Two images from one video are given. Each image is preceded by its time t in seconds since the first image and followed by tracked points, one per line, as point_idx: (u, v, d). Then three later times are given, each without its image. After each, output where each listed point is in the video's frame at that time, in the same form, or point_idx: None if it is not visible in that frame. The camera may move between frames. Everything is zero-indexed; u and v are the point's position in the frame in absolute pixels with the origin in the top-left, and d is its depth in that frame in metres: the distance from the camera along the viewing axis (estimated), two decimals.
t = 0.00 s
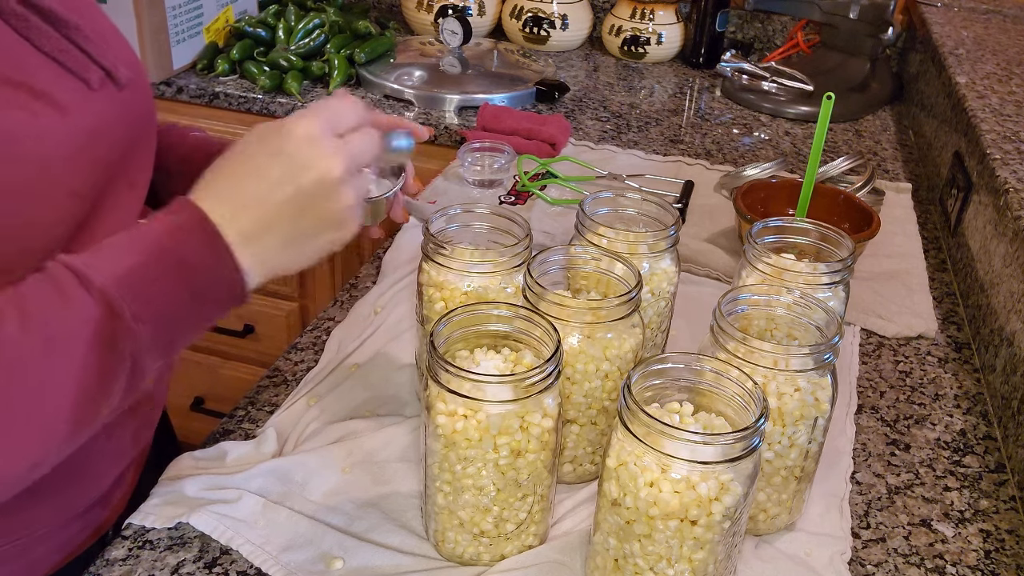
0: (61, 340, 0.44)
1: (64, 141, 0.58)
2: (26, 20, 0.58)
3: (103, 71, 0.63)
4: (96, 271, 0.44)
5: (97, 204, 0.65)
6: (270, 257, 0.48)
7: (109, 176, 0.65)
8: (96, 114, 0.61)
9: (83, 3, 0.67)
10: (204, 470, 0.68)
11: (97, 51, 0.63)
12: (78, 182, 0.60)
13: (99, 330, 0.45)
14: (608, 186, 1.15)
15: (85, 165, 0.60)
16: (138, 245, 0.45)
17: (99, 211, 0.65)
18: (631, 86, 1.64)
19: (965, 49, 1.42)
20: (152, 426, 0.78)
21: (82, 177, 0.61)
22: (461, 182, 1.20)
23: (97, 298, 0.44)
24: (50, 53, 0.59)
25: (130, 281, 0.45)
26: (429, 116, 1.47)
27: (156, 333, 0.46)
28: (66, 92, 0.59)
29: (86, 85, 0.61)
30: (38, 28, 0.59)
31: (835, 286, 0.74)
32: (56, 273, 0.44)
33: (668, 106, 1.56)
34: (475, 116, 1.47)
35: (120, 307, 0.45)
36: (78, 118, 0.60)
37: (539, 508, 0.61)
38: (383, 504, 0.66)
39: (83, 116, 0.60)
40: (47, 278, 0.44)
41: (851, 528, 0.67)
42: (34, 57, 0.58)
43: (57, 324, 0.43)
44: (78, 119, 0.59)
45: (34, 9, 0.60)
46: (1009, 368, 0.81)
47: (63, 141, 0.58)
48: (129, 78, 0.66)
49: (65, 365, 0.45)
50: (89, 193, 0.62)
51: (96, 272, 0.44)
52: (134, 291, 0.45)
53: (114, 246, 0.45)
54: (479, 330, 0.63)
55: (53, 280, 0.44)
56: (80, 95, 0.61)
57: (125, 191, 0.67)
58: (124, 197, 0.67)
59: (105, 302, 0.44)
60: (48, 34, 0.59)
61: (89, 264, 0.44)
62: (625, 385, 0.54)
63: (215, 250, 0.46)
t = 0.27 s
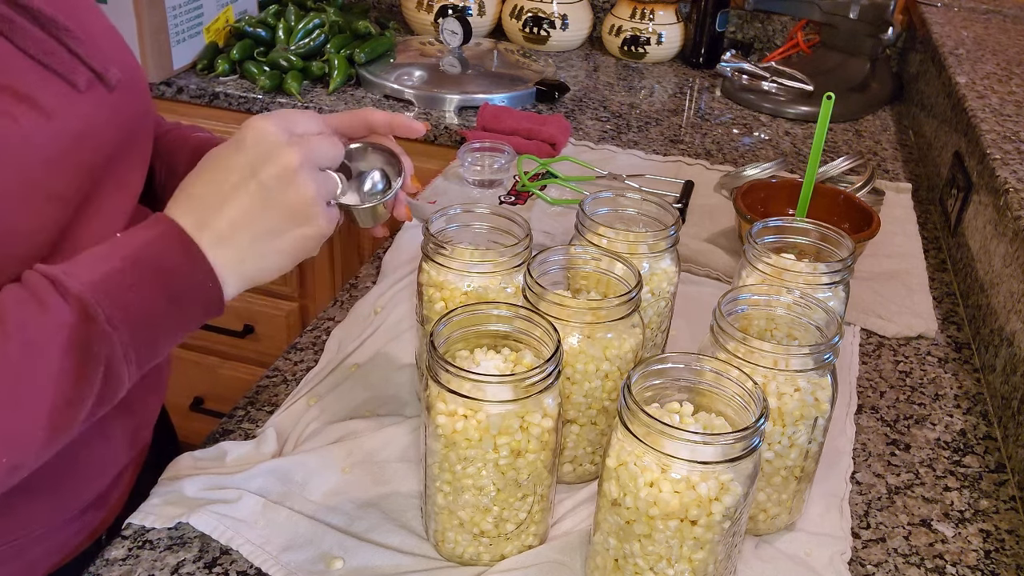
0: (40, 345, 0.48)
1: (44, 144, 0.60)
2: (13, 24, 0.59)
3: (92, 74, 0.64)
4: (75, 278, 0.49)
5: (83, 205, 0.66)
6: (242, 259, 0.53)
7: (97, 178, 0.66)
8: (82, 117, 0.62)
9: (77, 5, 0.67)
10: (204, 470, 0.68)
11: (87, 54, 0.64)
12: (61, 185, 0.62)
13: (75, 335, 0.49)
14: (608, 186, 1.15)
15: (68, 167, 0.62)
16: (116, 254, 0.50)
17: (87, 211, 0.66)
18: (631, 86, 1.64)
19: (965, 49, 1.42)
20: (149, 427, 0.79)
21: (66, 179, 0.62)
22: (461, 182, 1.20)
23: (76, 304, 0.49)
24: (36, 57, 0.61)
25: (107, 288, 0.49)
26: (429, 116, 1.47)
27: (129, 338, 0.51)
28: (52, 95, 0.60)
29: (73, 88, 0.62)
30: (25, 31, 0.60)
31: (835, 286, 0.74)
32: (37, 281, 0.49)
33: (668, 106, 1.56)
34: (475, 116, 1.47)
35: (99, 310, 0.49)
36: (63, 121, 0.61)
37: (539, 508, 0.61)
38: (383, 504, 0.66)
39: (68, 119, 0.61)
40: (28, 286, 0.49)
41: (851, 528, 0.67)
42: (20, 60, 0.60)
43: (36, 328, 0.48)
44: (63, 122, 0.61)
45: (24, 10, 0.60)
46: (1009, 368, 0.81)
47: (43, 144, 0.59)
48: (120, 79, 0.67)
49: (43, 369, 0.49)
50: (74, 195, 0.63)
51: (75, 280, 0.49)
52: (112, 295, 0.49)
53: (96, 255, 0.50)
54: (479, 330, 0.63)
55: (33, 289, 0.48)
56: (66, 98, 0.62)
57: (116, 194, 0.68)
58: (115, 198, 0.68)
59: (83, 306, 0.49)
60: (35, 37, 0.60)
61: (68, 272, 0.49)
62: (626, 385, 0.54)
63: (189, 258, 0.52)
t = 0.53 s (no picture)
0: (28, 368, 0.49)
1: (38, 143, 0.60)
2: (10, 22, 0.59)
3: (88, 74, 0.64)
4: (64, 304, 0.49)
5: (76, 207, 0.66)
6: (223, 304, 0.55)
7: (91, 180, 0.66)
8: (76, 118, 0.63)
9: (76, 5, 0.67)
10: (204, 470, 0.68)
11: (85, 53, 0.64)
12: (55, 186, 0.62)
13: (62, 360, 0.50)
14: (608, 186, 1.15)
15: (62, 168, 0.62)
16: (107, 280, 0.51)
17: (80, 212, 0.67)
18: (631, 86, 1.64)
19: (965, 49, 1.42)
20: (144, 430, 0.79)
21: (59, 180, 0.62)
22: (461, 182, 1.20)
23: (62, 330, 0.50)
24: (31, 55, 0.60)
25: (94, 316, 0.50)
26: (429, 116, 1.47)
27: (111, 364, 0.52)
28: (46, 95, 0.61)
29: (67, 88, 0.62)
30: (21, 29, 0.60)
31: (835, 286, 0.74)
32: (27, 301, 0.49)
33: (668, 106, 1.56)
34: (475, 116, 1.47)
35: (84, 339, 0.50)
36: (56, 121, 0.61)
37: (539, 508, 0.61)
38: (383, 504, 0.66)
39: (61, 120, 0.61)
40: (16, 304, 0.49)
41: (851, 528, 0.67)
42: (15, 58, 0.59)
43: (22, 352, 0.48)
44: (56, 121, 0.61)
45: (22, 9, 0.60)
46: (1009, 368, 0.81)
47: (38, 144, 0.59)
48: (117, 80, 0.67)
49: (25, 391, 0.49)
50: (68, 196, 0.63)
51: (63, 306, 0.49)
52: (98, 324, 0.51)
53: (86, 280, 0.50)
54: (479, 330, 0.63)
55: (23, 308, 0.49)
56: (61, 98, 0.62)
57: (112, 193, 0.70)
58: (110, 198, 0.70)
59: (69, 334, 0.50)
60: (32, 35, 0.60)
61: (60, 296, 0.50)
62: (625, 385, 0.54)
63: (177, 294, 0.53)
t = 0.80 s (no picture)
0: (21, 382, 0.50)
1: (36, 143, 0.60)
2: (10, 23, 0.59)
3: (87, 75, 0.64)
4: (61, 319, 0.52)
5: (75, 207, 0.66)
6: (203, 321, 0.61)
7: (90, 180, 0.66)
8: (75, 118, 0.63)
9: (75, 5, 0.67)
10: (203, 470, 0.68)
11: (84, 54, 0.64)
12: (53, 186, 0.62)
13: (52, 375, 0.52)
14: (608, 186, 1.15)
15: (62, 168, 0.62)
16: (97, 298, 0.54)
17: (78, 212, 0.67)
18: (631, 86, 1.64)
19: (965, 49, 1.42)
20: (141, 430, 0.79)
21: (58, 180, 0.62)
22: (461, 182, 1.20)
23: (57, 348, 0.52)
24: (30, 57, 0.61)
25: (88, 333, 0.53)
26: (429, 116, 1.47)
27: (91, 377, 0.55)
28: (44, 96, 0.61)
29: (67, 89, 0.62)
30: (20, 30, 0.60)
31: (835, 286, 0.74)
32: (21, 316, 0.51)
33: (668, 106, 1.56)
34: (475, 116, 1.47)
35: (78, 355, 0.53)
36: (54, 122, 0.61)
37: (539, 508, 0.61)
38: (383, 504, 0.66)
39: (60, 121, 0.61)
40: (12, 317, 0.50)
41: (851, 528, 0.67)
42: (14, 60, 0.60)
43: (19, 367, 0.50)
44: (54, 122, 0.61)
45: (22, 10, 0.61)
46: (1009, 368, 0.81)
47: (35, 144, 0.60)
48: (116, 82, 0.67)
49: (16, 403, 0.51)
50: (67, 196, 0.63)
51: (59, 322, 0.52)
52: (92, 340, 0.53)
53: (83, 295, 0.53)
54: (479, 330, 0.63)
55: (16, 324, 0.51)
56: (59, 99, 0.62)
57: (109, 194, 0.70)
58: (108, 200, 0.69)
59: (65, 351, 0.52)
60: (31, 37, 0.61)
61: (54, 314, 0.52)
62: (625, 385, 0.54)
63: (161, 313, 0.57)
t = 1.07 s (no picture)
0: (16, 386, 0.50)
1: (34, 142, 0.60)
2: (7, 22, 0.59)
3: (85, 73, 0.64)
4: (56, 322, 0.52)
5: (73, 206, 0.66)
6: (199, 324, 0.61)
7: (88, 178, 0.66)
8: (73, 118, 0.63)
9: (73, 5, 0.67)
10: (203, 470, 0.68)
11: (82, 53, 0.64)
12: (51, 185, 0.62)
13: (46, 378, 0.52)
14: (608, 186, 1.15)
15: (60, 167, 0.62)
16: (91, 300, 0.54)
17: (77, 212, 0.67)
18: (631, 86, 1.64)
19: (965, 49, 1.42)
20: (143, 430, 0.79)
21: (56, 179, 0.62)
22: (461, 182, 1.20)
23: (51, 350, 0.52)
24: (29, 55, 0.61)
25: (83, 336, 0.53)
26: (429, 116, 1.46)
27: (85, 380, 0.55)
28: (42, 95, 0.61)
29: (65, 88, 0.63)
30: (17, 29, 0.60)
31: (835, 286, 0.74)
32: (16, 319, 0.51)
33: (668, 106, 1.56)
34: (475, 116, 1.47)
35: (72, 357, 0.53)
36: (51, 121, 0.61)
37: (539, 508, 0.61)
38: (384, 504, 0.66)
39: (57, 120, 0.61)
40: (6, 319, 0.51)
41: (851, 528, 0.67)
42: (11, 58, 0.60)
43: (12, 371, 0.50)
44: (51, 121, 0.61)
45: (19, 9, 0.61)
46: (1009, 368, 0.81)
47: (33, 143, 0.60)
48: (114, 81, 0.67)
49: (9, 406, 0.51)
50: (64, 195, 0.63)
51: (54, 325, 0.52)
52: (87, 342, 0.54)
53: (78, 297, 0.53)
54: (479, 330, 0.63)
55: (11, 328, 0.51)
56: (57, 98, 0.62)
57: (109, 193, 0.70)
58: (108, 199, 0.69)
59: (57, 354, 0.52)
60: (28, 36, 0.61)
61: (48, 318, 0.52)
62: (626, 385, 0.54)
63: (158, 315, 0.57)
